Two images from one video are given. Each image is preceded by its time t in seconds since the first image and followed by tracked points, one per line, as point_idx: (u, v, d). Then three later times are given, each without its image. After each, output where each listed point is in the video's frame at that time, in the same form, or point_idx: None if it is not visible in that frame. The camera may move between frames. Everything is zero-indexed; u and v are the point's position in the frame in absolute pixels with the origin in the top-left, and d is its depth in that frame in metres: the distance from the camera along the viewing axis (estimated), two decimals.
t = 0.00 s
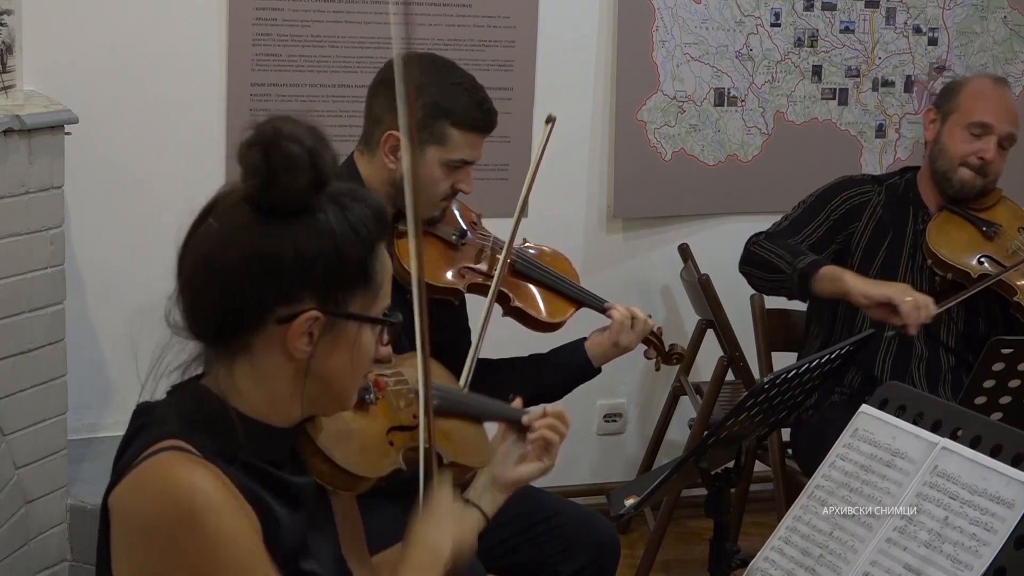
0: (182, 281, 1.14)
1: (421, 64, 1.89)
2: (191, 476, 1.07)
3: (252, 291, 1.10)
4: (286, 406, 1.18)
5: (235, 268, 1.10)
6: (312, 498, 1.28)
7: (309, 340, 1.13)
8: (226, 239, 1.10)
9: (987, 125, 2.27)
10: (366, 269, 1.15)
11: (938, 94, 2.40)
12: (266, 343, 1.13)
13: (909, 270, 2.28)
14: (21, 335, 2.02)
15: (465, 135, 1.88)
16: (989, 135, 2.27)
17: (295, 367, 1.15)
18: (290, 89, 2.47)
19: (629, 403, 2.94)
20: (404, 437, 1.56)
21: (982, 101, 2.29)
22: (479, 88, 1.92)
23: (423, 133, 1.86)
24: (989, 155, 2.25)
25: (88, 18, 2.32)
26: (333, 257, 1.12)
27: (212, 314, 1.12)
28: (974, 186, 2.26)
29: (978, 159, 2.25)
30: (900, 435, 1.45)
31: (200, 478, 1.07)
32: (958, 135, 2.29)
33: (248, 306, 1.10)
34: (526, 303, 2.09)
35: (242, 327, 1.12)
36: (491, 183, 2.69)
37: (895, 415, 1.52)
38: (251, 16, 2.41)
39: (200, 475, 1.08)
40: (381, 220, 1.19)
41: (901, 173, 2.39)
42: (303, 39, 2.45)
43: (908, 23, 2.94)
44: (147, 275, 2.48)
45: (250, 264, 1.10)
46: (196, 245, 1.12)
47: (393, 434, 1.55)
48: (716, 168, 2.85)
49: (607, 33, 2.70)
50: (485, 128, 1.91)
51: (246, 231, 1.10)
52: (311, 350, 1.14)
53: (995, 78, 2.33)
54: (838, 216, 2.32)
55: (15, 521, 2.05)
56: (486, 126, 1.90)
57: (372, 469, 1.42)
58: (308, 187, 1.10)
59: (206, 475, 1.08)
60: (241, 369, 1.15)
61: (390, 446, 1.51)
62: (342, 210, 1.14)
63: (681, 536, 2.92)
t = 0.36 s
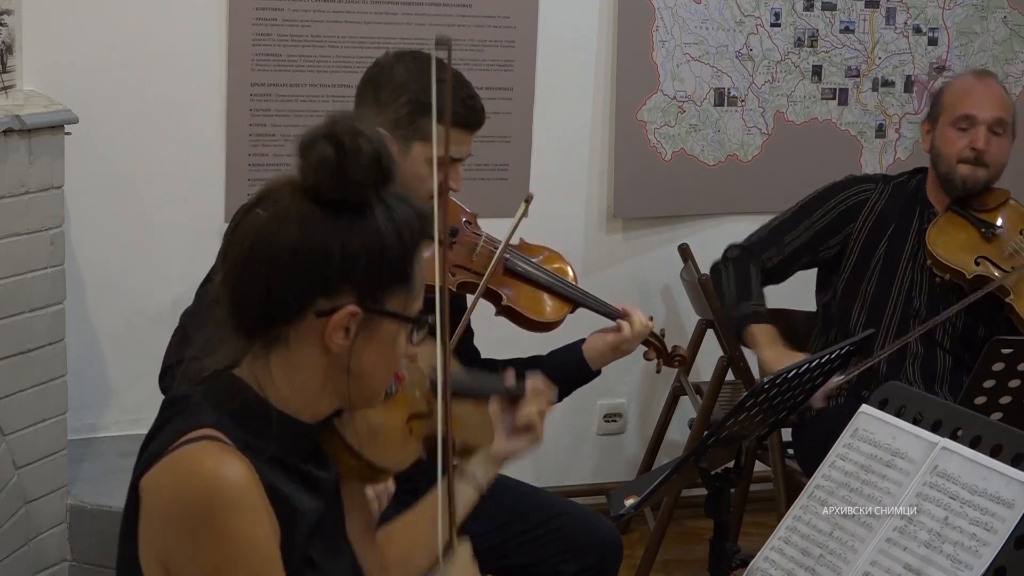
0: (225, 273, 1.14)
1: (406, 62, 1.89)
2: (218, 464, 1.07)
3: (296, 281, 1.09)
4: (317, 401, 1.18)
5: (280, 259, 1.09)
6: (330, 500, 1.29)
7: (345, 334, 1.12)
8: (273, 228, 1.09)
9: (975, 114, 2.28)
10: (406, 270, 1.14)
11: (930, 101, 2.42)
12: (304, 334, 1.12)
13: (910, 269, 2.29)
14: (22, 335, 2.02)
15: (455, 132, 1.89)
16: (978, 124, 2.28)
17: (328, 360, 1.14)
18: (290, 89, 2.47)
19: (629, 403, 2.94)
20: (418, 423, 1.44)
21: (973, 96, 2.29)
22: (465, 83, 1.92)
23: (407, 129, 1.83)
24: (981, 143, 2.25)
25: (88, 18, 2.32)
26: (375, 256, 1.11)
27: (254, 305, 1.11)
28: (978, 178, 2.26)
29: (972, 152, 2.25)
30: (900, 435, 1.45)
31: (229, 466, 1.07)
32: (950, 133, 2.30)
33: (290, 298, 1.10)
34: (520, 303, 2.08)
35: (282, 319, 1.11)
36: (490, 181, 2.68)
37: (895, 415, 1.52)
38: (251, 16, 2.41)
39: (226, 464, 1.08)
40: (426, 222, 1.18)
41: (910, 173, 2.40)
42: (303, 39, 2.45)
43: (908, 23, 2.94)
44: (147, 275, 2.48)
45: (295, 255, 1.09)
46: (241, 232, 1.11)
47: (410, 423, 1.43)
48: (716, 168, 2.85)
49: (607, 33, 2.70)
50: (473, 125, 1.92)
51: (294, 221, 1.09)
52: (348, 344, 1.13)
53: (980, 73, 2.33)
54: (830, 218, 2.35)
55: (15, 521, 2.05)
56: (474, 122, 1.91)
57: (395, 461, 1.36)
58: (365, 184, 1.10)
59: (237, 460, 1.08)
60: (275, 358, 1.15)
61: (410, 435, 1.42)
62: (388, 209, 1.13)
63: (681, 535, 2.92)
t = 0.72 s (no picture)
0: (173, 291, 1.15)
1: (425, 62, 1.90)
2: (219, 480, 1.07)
3: (249, 280, 1.10)
4: (292, 389, 1.19)
5: (221, 267, 1.10)
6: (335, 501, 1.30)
7: (309, 318, 1.14)
8: (204, 241, 1.10)
9: (904, 119, 2.25)
10: (350, 235, 1.15)
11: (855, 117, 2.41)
12: (267, 329, 1.14)
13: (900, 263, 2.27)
14: (22, 335, 2.02)
15: (468, 127, 1.89)
16: (908, 128, 2.25)
17: (301, 348, 1.16)
18: (290, 89, 2.47)
19: (629, 403, 2.94)
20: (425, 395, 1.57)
21: (892, 100, 2.27)
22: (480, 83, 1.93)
23: (426, 125, 1.86)
24: (920, 145, 2.22)
25: (88, 18, 2.32)
26: (314, 232, 1.12)
27: (207, 315, 1.13)
28: (934, 175, 2.23)
29: (915, 155, 2.23)
30: (900, 435, 1.45)
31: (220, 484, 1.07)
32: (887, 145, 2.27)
33: (243, 300, 1.11)
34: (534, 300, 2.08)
35: (241, 320, 1.13)
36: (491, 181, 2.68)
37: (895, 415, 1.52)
38: (251, 16, 2.41)
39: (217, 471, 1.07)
40: (355, 183, 1.18)
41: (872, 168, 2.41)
42: (303, 39, 2.45)
43: (908, 22, 2.94)
44: (146, 276, 2.48)
45: (236, 259, 1.09)
46: (177, 249, 1.12)
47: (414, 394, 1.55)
48: (716, 168, 2.85)
49: (607, 34, 2.70)
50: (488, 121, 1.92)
51: (221, 229, 1.09)
52: (313, 327, 1.15)
53: (885, 73, 2.32)
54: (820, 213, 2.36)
55: (15, 521, 2.05)
56: (489, 119, 1.91)
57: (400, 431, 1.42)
58: (266, 167, 1.09)
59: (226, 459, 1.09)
60: (248, 360, 1.16)
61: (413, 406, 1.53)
62: (311, 183, 1.13)
63: (681, 535, 2.92)
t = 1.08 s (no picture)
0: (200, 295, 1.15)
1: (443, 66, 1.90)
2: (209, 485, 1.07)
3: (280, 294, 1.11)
4: (304, 410, 1.19)
5: (258, 277, 1.10)
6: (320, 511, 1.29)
7: (334, 344, 1.14)
8: (246, 248, 1.10)
9: (890, 118, 2.26)
10: (387, 270, 1.16)
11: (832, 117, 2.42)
12: (290, 347, 1.14)
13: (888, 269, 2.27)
14: (22, 335, 2.02)
15: (489, 133, 1.90)
16: (895, 126, 2.26)
17: (319, 371, 1.16)
18: (290, 89, 2.47)
19: (629, 403, 2.94)
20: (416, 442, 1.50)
21: (877, 98, 2.29)
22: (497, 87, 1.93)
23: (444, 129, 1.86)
24: (907, 143, 2.24)
25: (88, 18, 2.32)
26: (353, 260, 1.13)
27: (235, 324, 1.13)
28: (915, 175, 2.25)
29: (900, 154, 2.24)
30: (900, 434, 1.45)
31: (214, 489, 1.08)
32: (870, 143, 2.28)
33: (273, 314, 1.11)
34: (537, 303, 2.09)
35: (268, 335, 1.13)
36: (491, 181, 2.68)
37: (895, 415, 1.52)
38: (251, 16, 2.41)
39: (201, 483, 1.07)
40: (398, 219, 1.20)
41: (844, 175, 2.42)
42: (303, 39, 2.45)
43: (908, 22, 2.94)
44: (146, 276, 2.48)
45: (273, 271, 1.10)
46: (214, 252, 1.12)
47: (405, 440, 1.48)
48: (716, 168, 2.85)
49: (607, 34, 2.70)
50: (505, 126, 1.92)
51: (266, 240, 1.10)
52: (336, 354, 1.14)
53: (868, 71, 2.34)
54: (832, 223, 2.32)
55: (15, 522, 2.05)
56: (505, 124, 1.91)
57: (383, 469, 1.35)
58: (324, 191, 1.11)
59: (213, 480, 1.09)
60: (262, 373, 1.16)
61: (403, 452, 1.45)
62: (358, 211, 1.15)
63: (681, 536, 2.92)
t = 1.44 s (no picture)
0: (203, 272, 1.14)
1: (437, 67, 1.90)
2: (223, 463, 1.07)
3: (285, 270, 1.10)
4: (312, 388, 1.19)
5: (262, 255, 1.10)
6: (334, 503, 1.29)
7: (335, 320, 1.14)
8: (251, 221, 1.09)
9: (924, 117, 2.27)
10: (384, 245, 1.16)
11: (852, 109, 2.40)
12: (293, 322, 1.13)
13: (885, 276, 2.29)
14: (22, 335, 2.02)
15: (482, 136, 1.89)
16: (928, 126, 2.27)
17: (322, 347, 1.16)
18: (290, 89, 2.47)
19: (629, 403, 2.94)
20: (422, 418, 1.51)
21: (904, 96, 2.29)
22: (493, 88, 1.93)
23: (438, 132, 1.86)
24: (938, 145, 2.26)
25: (87, 18, 2.32)
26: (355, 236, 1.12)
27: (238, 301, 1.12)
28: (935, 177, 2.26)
29: (928, 154, 2.25)
30: (900, 434, 1.45)
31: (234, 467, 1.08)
32: (901, 139, 2.26)
33: (274, 292, 1.11)
34: (540, 306, 2.09)
35: (270, 313, 1.12)
36: (492, 180, 2.68)
37: (895, 415, 1.52)
38: (251, 16, 2.41)
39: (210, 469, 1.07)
40: (392, 198, 1.20)
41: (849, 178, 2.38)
42: (303, 39, 2.45)
43: (908, 23, 2.94)
44: (148, 275, 2.48)
45: (274, 249, 1.09)
46: (216, 229, 1.11)
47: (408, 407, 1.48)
48: (716, 168, 2.85)
49: (606, 33, 2.70)
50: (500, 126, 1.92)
51: (266, 217, 1.09)
52: (337, 329, 1.14)
53: (900, 70, 2.34)
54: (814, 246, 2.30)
55: (15, 522, 2.05)
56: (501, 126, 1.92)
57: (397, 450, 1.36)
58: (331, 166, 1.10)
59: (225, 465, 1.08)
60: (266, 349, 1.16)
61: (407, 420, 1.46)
62: (359, 188, 1.14)
63: (681, 536, 2.92)
